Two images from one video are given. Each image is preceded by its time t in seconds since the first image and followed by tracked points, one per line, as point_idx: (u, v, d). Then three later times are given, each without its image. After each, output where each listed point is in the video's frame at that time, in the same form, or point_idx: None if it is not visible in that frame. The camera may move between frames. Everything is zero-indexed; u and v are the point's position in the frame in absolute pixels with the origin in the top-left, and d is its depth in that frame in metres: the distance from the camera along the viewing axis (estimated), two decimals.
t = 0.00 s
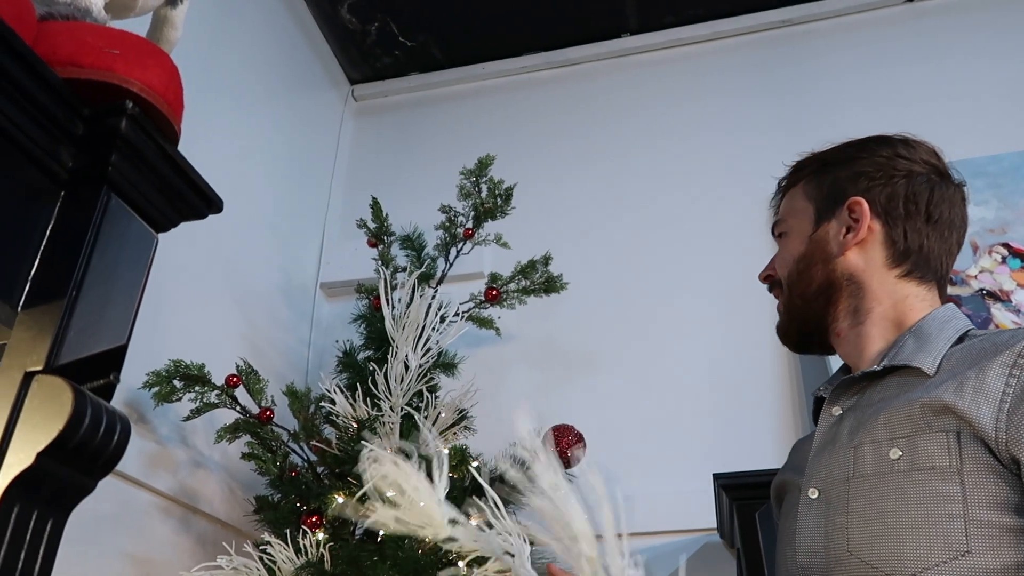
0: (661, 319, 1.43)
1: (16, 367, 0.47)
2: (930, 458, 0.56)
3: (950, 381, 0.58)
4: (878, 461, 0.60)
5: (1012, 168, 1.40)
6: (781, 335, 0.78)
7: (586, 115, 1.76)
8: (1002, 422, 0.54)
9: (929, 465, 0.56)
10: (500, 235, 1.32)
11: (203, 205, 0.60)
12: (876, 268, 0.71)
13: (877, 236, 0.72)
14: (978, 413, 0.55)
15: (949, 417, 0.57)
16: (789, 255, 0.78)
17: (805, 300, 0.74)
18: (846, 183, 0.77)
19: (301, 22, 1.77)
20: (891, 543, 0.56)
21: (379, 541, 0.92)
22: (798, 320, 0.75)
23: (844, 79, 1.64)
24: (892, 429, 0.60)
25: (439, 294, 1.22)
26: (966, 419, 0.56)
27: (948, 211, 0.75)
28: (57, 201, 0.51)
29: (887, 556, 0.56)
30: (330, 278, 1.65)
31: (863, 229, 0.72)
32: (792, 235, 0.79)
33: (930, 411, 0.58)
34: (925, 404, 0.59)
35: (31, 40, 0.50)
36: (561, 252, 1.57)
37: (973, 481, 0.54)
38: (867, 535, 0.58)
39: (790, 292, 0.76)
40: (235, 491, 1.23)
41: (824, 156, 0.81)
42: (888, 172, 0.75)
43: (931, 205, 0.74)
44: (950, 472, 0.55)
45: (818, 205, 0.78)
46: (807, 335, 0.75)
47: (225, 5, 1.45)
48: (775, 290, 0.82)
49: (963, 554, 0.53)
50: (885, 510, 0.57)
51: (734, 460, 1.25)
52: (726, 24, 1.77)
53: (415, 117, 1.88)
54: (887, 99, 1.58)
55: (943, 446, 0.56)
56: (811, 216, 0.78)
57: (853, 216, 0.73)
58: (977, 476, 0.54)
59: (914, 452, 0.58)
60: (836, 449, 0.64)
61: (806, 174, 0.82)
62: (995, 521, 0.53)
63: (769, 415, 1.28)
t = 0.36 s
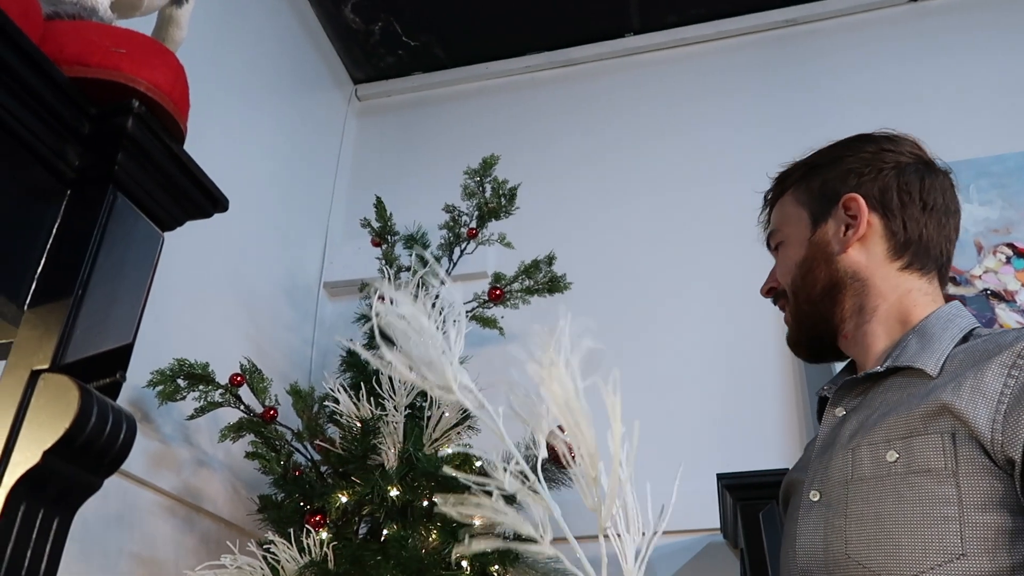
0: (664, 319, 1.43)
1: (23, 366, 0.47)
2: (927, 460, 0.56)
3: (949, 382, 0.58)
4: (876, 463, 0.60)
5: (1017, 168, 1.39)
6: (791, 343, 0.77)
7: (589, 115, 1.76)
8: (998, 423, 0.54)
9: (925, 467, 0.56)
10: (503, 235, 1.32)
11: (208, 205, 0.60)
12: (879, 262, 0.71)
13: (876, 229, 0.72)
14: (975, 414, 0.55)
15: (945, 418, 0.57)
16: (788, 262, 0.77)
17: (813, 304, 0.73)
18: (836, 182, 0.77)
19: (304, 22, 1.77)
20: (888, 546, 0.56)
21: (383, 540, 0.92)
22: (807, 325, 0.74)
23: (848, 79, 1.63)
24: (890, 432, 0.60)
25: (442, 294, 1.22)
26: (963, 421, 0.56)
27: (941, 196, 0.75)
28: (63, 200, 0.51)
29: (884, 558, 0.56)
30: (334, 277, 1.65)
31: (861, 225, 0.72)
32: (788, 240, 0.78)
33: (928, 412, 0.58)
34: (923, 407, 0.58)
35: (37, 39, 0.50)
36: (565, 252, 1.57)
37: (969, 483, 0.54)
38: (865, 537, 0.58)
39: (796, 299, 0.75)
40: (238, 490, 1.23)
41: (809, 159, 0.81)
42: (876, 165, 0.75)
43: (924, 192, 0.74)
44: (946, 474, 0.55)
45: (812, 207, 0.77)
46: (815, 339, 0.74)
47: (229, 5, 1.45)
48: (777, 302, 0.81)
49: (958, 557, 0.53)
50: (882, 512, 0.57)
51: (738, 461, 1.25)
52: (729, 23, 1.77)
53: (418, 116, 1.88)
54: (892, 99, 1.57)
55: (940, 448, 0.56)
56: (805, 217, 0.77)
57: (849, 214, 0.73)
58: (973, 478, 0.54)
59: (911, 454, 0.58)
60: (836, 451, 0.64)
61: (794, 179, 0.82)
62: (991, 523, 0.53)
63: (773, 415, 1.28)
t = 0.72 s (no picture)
0: (666, 319, 1.43)
1: (23, 363, 0.47)
2: (913, 460, 0.56)
3: (935, 381, 0.58)
4: (867, 463, 0.60)
5: (1020, 167, 1.39)
6: (793, 346, 0.77)
7: (591, 114, 1.75)
8: (981, 421, 0.53)
9: (912, 466, 0.56)
10: (504, 234, 1.32)
11: (209, 202, 0.60)
12: (870, 258, 0.71)
13: (864, 226, 0.72)
14: (959, 413, 0.55)
15: (932, 417, 0.57)
16: (781, 266, 0.77)
17: (808, 305, 0.73)
18: (823, 183, 0.77)
19: (307, 21, 1.77)
20: (878, 546, 0.56)
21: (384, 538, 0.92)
22: (805, 326, 0.74)
23: (850, 78, 1.63)
24: (880, 431, 0.60)
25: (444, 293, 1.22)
26: (947, 419, 0.55)
27: (929, 187, 0.75)
28: (64, 196, 0.51)
29: (873, 558, 0.56)
30: (336, 276, 1.65)
31: (849, 223, 0.72)
32: (781, 243, 0.78)
33: (915, 411, 0.58)
34: (909, 406, 0.58)
35: (39, 34, 0.50)
36: (566, 251, 1.56)
37: (954, 482, 0.54)
38: (855, 537, 0.58)
39: (792, 301, 0.75)
40: (239, 489, 1.23)
41: (795, 162, 0.82)
42: (862, 161, 0.76)
43: (910, 185, 0.74)
44: (932, 473, 0.55)
45: (801, 208, 0.77)
46: (814, 340, 0.74)
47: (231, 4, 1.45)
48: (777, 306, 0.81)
49: (945, 556, 0.52)
50: (871, 512, 0.57)
51: (739, 460, 1.25)
52: (731, 23, 1.77)
53: (420, 115, 1.88)
54: (894, 99, 1.57)
55: (926, 447, 0.56)
56: (795, 220, 0.77)
57: (836, 212, 0.73)
58: (958, 477, 0.54)
59: (899, 454, 0.58)
60: (830, 451, 0.64)
61: (783, 183, 0.82)
62: (976, 521, 0.52)
63: (774, 415, 1.28)
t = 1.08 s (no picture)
0: (667, 318, 1.43)
1: (23, 360, 0.47)
2: (912, 459, 0.56)
3: (932, 381, 0.58)
4: (864, 463, 0.60)
5: (1021, 167, 1.39)
6: (778, 338, 0.77)
7: (592, 114, 1.75)
8: (980, 421, 0.53)
9: (912, 466, 0.56)
10: (505, 233, 1.32)
11: (209, 200, 0.60)
12: (864, 258, 0.71)
13: (862, 225, 0.72)
14: (958, 413, 0.55)
15: (930, 416, 0.57)
16: (774, 257, 0.77)
17: (797, 300, 0.73)
18: (823, 177, 0.76)
19: (307, 20, 1.77)
20: (878, 546, 0.56)
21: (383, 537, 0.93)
22: (793, 321, 0.74)
23: (851, 78, 1.63)
24: (876, 431, 0.60)
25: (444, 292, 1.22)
26: (946, 419, 0.55)
27: (930, 191, 0.75)
28: (65, 194, 0.51)
29: (873, 559, 0.56)
30: (336, 275, 1.65)
31: (846, 220, 0.72)
32: (776, 233, 0.78)
33: (912, 411, 0.58)
34: (906, 406, 0.58)
35: (39, 33, 0.50)
36: (567, 251, 1.56)
37: (954, 481, 0.54)
38: (854, 537, 0.58)
39: (782, 294, 0.75)
40: (239, 487, 1.23)
41: (797, 153, 0.81)
42: (864, 159, 0.75)
43: (911, 188, 0.74)
44: (933, 473, 0.55)
45: (799, 201, 0.77)
46: (801, 335, 0.74)
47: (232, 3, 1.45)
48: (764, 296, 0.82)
49: (948, 555, 0.53)
50: (870, 512, 0.57)
51: (739, 459, 1.26)
52: (732, 23, 1.77)
53: (421, 115, 1.88)
54: (895, 99, 1.57)
55: (925, 447, 0.56)
56: (793, 212, 0.77)
57: (835, 209, 0.73)
58: (959, 477, 0.54)
59: (897, 453, 0.58)
60: (825, 451, 0.64)
61: (782, 173, 0.81)
62: (978, 521, 0.53)
63: (774, 414, 1.28)
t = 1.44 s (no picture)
0: (666, 318, 1.43)
1: (22, 358, 0.47)
2: (923, 460, 0.56)
3: (941, 382, 0.58)
4: (870, 463, 0.59)
5: (1020, 167, 1.39)
6: (770, 330, 0.77)
7: (591, 114, 1.75)
8: (995, 423, 0.54)
9: (922, 467, 0.56)
10: (505, 233, 1.32)
11: (208, 199, 0.60)
12: (869, 256, 0.71)
13: (869, 223, 0.72)
14: (971, 415, 0.55)
15: (941, 417, 0.57)
16: (775, 250, 0.77)
17: (796, 293, 0.73)
18: (830, 171, 0.76)
19: (307, 20, 1.77)
20: (887, 547, 0.56)
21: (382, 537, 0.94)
22: (789, 313, 0.73)
23: (851, 78, 1.63)
24: (883, 431, 0.60)
25: (444, 292, 1.22)
26: (959, 420, 0.56)
27: (933, 195, 0.76)
28: (64, 192, 0.51)
29: (882, 559, 0.56)
30: (336, 275, 1.65)
31: (853, 217, 0.72)
32: (777, 225, 0.78)
33: (922, 412, 0.58)
34: (916, 407, 0.58)
35: (39, 31, 0.50)
36: (567, 251, 1.56)
37: (966, 483, 0.54)
38: (861, 537, 0.58)
39: (779, 287, 0.75)
40: (239, 487, 1.23)
41: (803, 147, 0.81)
42: (872, 158, 0.76)
43: (917, 190, 0.75)
44: (945, 474, 0.55)
45: (803, 194, 0.77)
46: (796, 329, 0.74)
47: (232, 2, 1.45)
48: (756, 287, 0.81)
49: (959, 557, 0.53)
50: (878, 512, 0.57)
51: (739, 459, 1.26)
52: (732, 23, 1.77)
53: (421, 115, 1.88)
54: (894, 99, 1.57)
55: (936, 448, 0.56)
56: (796, 204, 0.77)
57: (842, 205, 0.73)
58: (971, 479, 0.54)
59: (906, 454, 0.58)
60: (826, 450, 0.64)
61: (786, 165, 0.81)
62: (990, 523, 0.53)
63: (773, 414, 1.28)
